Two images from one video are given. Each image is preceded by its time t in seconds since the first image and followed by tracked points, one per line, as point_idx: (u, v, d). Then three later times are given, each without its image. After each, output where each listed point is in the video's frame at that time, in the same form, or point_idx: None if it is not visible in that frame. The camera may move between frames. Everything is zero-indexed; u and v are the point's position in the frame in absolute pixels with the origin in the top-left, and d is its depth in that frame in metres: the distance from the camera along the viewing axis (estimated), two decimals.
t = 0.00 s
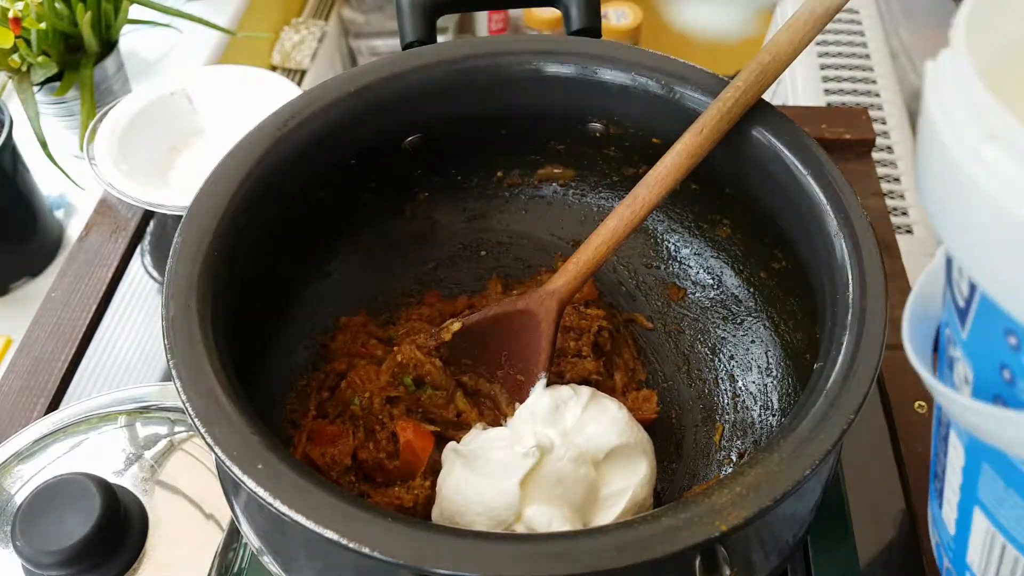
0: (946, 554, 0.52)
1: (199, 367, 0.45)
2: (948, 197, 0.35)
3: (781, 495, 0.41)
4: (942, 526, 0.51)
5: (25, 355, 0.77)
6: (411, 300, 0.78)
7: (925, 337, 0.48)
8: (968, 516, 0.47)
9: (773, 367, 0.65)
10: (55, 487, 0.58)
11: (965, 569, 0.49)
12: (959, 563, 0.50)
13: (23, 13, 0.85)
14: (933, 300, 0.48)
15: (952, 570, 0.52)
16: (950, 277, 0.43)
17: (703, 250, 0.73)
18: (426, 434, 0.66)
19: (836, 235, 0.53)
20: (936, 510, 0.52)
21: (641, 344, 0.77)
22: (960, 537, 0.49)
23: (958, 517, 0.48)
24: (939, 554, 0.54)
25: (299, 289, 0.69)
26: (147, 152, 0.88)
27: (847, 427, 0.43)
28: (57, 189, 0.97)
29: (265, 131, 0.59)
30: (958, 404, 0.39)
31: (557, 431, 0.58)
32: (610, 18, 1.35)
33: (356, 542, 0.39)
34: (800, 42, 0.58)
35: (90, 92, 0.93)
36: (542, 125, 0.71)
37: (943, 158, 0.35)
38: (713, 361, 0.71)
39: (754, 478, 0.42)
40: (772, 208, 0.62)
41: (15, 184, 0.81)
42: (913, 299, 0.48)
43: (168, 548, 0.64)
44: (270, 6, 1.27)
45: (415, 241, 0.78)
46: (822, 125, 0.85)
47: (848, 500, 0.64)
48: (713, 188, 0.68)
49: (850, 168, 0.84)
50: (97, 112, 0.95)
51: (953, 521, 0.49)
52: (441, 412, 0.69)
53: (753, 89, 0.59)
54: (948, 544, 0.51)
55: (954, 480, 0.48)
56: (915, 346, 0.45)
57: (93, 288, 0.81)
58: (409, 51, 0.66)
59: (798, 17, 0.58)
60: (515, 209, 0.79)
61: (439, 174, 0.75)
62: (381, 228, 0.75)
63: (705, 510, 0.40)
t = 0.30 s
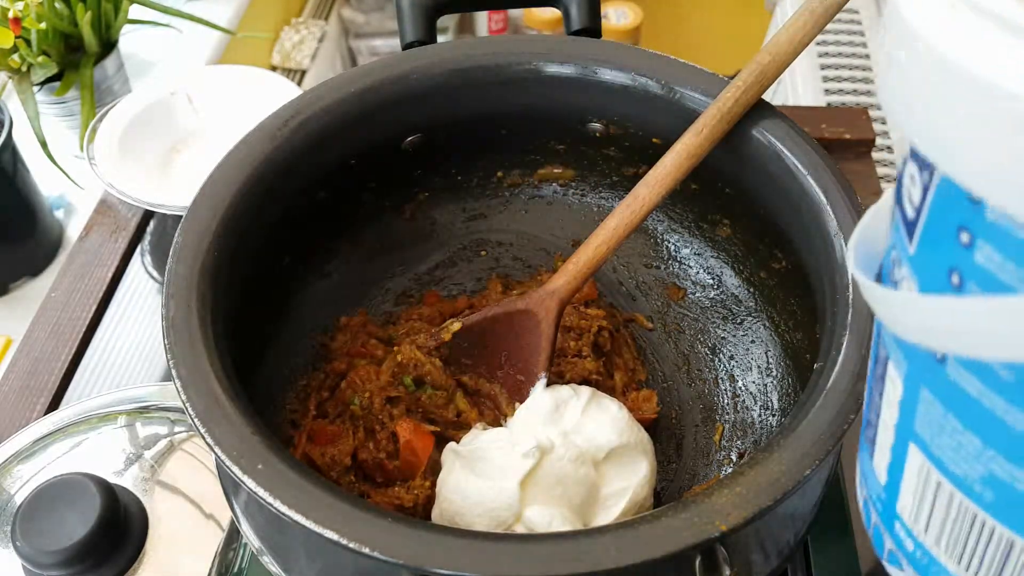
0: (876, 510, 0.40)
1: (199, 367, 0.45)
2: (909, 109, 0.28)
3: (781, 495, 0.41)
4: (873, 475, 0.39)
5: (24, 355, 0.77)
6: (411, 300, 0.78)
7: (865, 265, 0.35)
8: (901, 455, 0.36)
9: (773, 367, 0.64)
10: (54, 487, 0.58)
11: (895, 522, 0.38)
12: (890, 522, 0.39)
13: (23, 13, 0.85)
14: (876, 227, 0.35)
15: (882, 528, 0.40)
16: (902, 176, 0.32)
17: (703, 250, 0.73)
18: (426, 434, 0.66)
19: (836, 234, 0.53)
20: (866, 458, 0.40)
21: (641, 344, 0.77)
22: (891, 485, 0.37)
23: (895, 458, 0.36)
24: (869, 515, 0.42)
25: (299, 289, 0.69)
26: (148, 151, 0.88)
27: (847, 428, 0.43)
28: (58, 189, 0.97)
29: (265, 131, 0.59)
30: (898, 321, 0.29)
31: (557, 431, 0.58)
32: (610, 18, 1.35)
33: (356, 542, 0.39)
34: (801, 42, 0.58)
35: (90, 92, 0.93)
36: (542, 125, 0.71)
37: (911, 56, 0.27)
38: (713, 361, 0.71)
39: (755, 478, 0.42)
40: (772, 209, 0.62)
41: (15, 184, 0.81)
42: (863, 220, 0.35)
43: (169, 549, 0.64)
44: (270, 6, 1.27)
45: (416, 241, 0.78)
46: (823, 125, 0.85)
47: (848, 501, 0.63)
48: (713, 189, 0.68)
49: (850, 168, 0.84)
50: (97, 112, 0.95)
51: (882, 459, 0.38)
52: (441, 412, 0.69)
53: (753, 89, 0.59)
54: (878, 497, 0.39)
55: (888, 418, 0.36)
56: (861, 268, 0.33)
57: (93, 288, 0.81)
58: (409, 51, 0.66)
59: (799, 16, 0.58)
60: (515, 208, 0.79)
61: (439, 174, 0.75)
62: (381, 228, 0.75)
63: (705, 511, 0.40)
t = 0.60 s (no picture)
0: (878, 452, 0.40)
1: (199, 368, 0.45)
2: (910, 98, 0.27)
3: (781, 495, 0.41)
4: (875, 421, 0.40)
5: (24, 355, 0.77)
6: (411, 300, 0.78)
7: (869, 231, 0.36)
8: (899, 407, 0.36)
9: (773, 367, 0.64)
10: (54, 487, 0.58)
11: (894, 463, 0.38)
12: (890, 463, 0.39)
13: (23, 13, 0.85)
14: (879, 194, 0.35)
15: (886, 470, 0.40)
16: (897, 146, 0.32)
17: (703, 250, 0.73)
18: (426, 434, 0.66)
19: (835, 235, 0.53)
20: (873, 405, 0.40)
21: (641, 343, 0.77)
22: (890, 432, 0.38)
23: (892, 408, 0.37)
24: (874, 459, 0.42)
25: (299, 289, 0.69)
26: (148, 151, 0.88)
27: (847, 428, 0.43)
28: (58, 189, 0.97)
29: (264, 131, 0.59)
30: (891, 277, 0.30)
31: (557, 432, 0.58)
32: (610, 18, 1.34)
33: (356, 542, 0.39)
34: (801, 42, 0.58)
35: (90, 92, 0.93)
36: (542, 125, 0.71)
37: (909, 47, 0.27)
38: (713, 361, 0.71)
39: (755, 478, 0.42)
40: (772, 209, 0.62)
41: (15, 184, 0.81)
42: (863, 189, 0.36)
43: (169, 548, 0.64)
44: (270, 6, 1.27)
45: (416, 241, 0.78)
46: (823, 125, 0.85)
47: (848, 500, 0.64)
48: (713, 189, 0.68)
49: (851, 169, 0.84)
50: (97, 112, 0.95)
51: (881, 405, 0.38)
52: (441, 412, 0.69)
53: (753, 89, 0.59)
54: (880, 440, 0.40)
55: (887, 369, 0.36)
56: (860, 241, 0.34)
57: (93, 288, 0.81)
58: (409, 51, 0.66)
59: (799, 16, 0.58)
60: (515, 208, 0.79)
61: (439, 174, 0.75)
62: (381, 228, 0.75)
63: (706, 511, 0.40)
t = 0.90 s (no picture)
0: (871, 492, 0.39)
1: (199, 367, 0.45)
2: (895, 137, 0.26)
3: (781, 495, 0.41)
4: (867, 461, 0.39)
5: (24, 355, 0.77)
6: (411, 300, 0.78)
7: (862, 270, 0.34)
8: (894, 450, 0.35)
9: (773, 367, 0.64)
10: (54, 487, 0.58)
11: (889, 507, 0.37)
12: (885, 503, 0.38)
13: (23, 13, 0.85)
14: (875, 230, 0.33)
15: (879, 510, 0.39)
16: (894, 185, 0.31)
17: (703, 250, 0.73)
18: (426, 434, 0.66)
19: (836, 234, 0.53)
20: (865, 445, 0.39)
21: (641, 343, 0.77)
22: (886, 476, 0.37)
23: (887, 450, 0.36)
24: (866, 495, 0.41)
25: (298, 289, 0.69)
26: (147, 151, 0.87)
27: (848, 428, 0.43)
28: (58, 189, 0.97)
29: (264, 132, 0.59)
30: (884, 336, 0.28)
31: (558, 431, 0.58)
32: (610, 18, 1.35)
33: (356, 542, 0.39)
34: (801, 42, 0.58)
35: (90, 92, 0.93)
36: (543, 125, 0.71)
37: (886, 79, 0.26)
38: (713, 361, 0.71)
39: (755, 478, 0.42)
40: (772, 209, 0.62)
41: (15, 184, 0.81)
42: (861, 220, 0.34)
43: (169, 549, 0.64)
44: (270, 6, 1.27)
45: (416, 241, 0.78)
46: (823, 125, 0.85)
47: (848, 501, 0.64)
48: (714, 189, 0.68)
49: (851, 169, 0.84)
50: (97, 112, 0.95)
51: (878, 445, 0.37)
52: (441, 412, 0.69)
53: (753, 89, 0.59)
54: (873, 480, 0.38)
55: (882, 414, 0.35)
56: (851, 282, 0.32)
57: (93, 288, 0.81)
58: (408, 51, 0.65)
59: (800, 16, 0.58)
60: (515, 208, 0.79)
61: (439, 174, 0.75)
62: (381, 228, 0.75)
63: (706, 510, 0.40)
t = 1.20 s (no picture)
0: (965, 503, 0.54)
1: (199, 367, 0.45)
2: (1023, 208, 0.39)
3: (781, 494, 0.41)
4: (965, 473, 0.54)
5: (24, 355, 0.77)
6: (411, 300, 0.79)
7: (966, 313, 0.51)
8: (987, 471, 0.51)
9: (773, 368, 0.64)
10: (54, 487, 0.58)
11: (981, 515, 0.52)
12: (975, 513, 0.53)
13: (23, 13, 0.84)
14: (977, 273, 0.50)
15: (970, 517, 0.54)
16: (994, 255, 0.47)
17: (703, 250, 0.73)
18: (426, 434, 0.66)
19: (835, 234, 0.53)
20: (960, 458, 0.55)
21: (641, 343, 0.77)
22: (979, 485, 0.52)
23: (981, 467, 0.52)
24: (960, 504, 0.56)
25: (299, 289, 0.69)
26: (148, 151, 0.87)
27: (848, 427, 0.44)
28: (57, 189, 0.97)
29: (263, 132, 0.59)
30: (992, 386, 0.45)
31: (558, 431, 0.58)
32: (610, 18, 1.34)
33: (356, 542, 0.39)
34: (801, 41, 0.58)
35: (90, 91, 0.93)
36: (543, 125, 0.71)
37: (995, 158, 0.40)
38: (713, 361, 0.71)
39: (755, 477, 0.42)
40: (772, 209, 0.62)
41: (14, 184, 0.81)
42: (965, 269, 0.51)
43: (169, 549, 0.64)
44: (270, 6, 1.27)
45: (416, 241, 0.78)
46: (823, 125, 0.85)
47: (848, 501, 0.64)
48: (713, 188, 0.68)
49: (851, 169, 0.84)
50: (97, 112, 0.95)
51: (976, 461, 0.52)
52: (442, 412, 0.69)
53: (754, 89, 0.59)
54: (969, 492, 0.54)
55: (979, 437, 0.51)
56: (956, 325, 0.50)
57: (93, 288, 0.81)
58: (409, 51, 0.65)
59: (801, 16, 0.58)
60: (515, 208, 0.79)
61: (439, 174, 0.75)
62: (382, 229, 0.75)
63: (706, 510, 0.40)
